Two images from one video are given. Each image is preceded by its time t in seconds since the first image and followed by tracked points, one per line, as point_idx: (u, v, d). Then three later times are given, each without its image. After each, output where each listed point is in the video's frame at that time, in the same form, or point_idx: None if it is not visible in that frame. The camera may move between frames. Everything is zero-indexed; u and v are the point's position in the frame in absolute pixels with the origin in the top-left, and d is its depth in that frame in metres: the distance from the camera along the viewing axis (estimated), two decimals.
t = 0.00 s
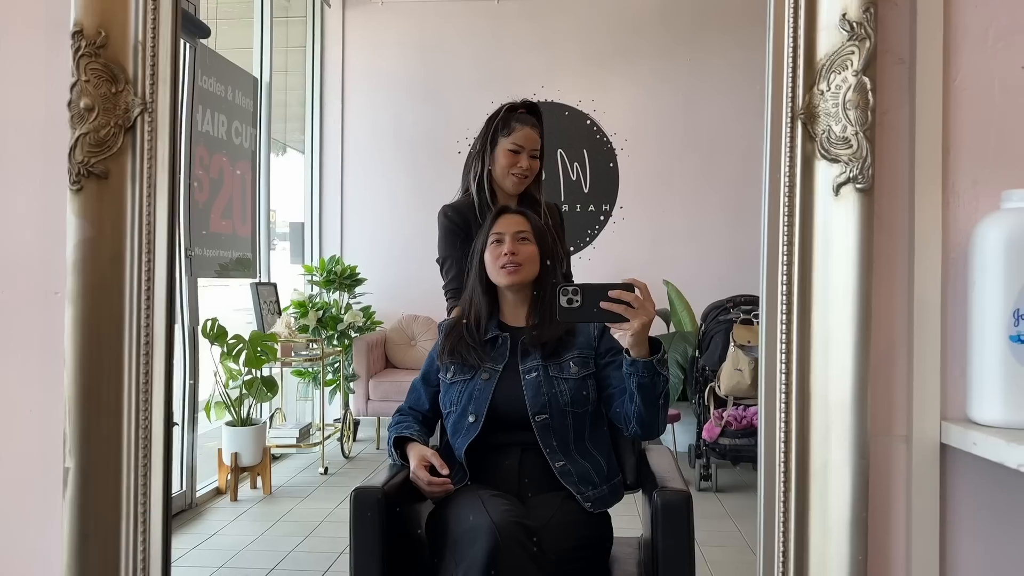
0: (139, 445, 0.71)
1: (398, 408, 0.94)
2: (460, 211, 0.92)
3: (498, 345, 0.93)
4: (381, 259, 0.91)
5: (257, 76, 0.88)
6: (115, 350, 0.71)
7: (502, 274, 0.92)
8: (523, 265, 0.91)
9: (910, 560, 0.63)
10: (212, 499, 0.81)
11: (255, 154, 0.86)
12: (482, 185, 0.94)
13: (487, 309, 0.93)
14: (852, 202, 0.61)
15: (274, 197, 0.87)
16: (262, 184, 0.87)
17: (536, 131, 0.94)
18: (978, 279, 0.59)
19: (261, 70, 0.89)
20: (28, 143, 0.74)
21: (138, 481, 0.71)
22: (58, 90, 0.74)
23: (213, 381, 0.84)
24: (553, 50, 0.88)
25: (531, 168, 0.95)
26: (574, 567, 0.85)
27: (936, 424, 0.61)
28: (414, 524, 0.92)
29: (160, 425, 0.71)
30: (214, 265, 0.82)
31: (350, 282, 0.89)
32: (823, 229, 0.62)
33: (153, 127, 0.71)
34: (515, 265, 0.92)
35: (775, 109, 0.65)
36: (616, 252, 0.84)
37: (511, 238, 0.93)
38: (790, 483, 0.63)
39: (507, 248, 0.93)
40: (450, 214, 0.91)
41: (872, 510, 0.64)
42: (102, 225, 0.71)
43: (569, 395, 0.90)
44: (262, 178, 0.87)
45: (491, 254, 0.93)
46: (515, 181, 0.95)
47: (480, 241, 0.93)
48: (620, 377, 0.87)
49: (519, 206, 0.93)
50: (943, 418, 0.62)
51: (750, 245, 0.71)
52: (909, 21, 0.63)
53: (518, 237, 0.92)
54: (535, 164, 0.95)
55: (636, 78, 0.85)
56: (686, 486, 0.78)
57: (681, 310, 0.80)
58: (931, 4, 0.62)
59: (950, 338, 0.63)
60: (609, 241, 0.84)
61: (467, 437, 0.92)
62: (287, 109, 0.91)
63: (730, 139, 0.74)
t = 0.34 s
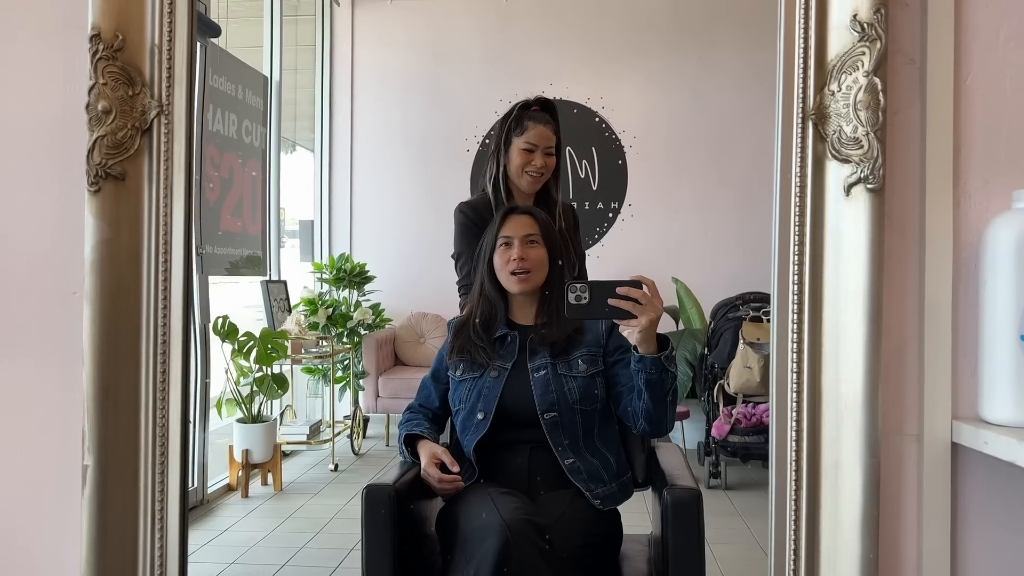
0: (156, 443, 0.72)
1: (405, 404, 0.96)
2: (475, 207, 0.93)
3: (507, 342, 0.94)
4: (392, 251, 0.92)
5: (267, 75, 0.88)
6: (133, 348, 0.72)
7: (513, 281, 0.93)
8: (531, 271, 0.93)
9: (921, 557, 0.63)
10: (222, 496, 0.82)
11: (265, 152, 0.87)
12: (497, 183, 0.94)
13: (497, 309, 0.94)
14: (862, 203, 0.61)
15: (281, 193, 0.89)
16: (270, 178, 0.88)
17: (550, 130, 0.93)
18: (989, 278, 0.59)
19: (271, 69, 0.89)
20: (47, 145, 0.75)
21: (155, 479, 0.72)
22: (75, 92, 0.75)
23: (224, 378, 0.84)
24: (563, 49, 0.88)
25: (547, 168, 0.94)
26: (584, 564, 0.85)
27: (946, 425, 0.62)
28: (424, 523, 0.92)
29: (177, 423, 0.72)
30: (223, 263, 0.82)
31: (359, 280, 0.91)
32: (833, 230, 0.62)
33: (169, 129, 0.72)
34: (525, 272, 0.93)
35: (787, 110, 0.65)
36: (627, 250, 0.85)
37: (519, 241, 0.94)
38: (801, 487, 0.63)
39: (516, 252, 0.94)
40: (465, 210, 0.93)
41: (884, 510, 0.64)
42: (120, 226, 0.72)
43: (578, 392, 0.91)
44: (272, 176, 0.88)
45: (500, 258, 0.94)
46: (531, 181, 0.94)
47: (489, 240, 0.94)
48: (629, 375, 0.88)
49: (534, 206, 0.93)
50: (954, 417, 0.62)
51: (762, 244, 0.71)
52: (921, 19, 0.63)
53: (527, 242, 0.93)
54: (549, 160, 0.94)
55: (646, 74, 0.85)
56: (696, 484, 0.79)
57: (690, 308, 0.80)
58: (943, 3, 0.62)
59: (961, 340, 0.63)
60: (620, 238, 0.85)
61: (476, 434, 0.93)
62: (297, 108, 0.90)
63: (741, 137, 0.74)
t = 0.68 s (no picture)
0: (163, 438, 0.72)
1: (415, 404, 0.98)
2: (485, 202, 0.94)
3: (514, 341, 0.94)
4: (396, 253, 0.94)
5: (275, 74, 0.90)
6: (140, 344, 0.73)
7: (520, 281, 0.93)
8: (540, 270, 0.92)
9: (927, 556, 0.62)
10: (231, 493, 0.82)
11: (273, 151, 0.89)
12: (503, 183, 0.96)
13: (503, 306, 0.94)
14: (867, 200, 0.61)
15: (289, 192, 0.89)
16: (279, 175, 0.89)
17: (541, 124, 0.96)
18: (995, 275, 0.59)
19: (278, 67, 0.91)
20: (55, 142, 0.76)
21: (162, 475, 0.72)
22: (84, 90, 0.76)
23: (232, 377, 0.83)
24: (567, 46, 0.89)
25: (547, 160, 0.96)
26: (588, 562, 0.85)
27: (952, 422, 0.61)
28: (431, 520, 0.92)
29: (184, 419, 0.73)
30: (232, 261, 0.82)
31: (367, 278, 0.94)
32: (839, 227, 0.62)
33: (176, 126, 0.73)
34: (532, 271, 0.92)
35: (791, 106, 0.65)
36: (629, 249, 0.85)
37: (527, 241, 0.93)
38: (806, 479, 0.63)
39: (524, 252, 0.93)
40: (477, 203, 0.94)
41: (889, 507, 0.63)
42: (127, 223, 0.73)
43: (584, 390, 0.91)
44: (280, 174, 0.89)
45: (507, 258, 0.94)
46: (535, 178, 0.96)
47: (495, 239, 0.94)
48: (635, 373, 0.88)
49: (541, 205, 0.93)
50: (960, 414, 0.61)
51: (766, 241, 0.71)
52: (927, 14, 0.63)
53: (534, 242, 0.93)
54: (546, 154, 0.96)
55: (649, 72, 0.85)
56: (702, 482, 0.78)
57: (697, 306, 0.80)
58: None
59: (967, 337, 0.62)
60: (625, 236, 0.85)
61: (483, 432, 0.92)
62: (304, 106, 0.92)
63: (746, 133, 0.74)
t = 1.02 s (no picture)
0: (173, 437, 0.73)
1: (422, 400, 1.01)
2: (483, 200, 0.98)
3: (520, 341, 0.94)
4: (401, 253, 0.98)
5: (281, 74, 0.88)
6: (151, 343, 0.73)
7: (528, 282, 0.93)
8: (547, 272, 0.92)
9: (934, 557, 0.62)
10: (239, 492, 0.81)
11: (281, 152, 0.85)
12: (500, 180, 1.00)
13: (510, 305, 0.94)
14: (875, 200, 0.61)
15: (296, 194, 0.88)
16: (286, 177, 0.87)
17: (532, 120, 0.99)
18: (1004, 275, 0.58)
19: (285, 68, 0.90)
20: (67, 144, 0.77)
21: (172, 474, 0.73)
22: (94, 91, 0.77)
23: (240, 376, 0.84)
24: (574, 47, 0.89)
25: (539, 156, 1.01)
26: (594, 562, 0.85)
27: (960, 422, 0.61)
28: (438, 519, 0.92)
29: (193, 419, 0.73)
30: (238, 261, 0.81)
31: (372, 278, 0.95)
32: (846, 227, 0.62)
33: (186, 128, 0.73)
34: (540, 273, 0.92)
35: (799, 106, 0.65)
36: (635, 248, 0.85)
37: (534, 243, 0.93)
38: (813, 478, 0.63)
39: (531, 254, 0.93)
40: (475, 202, 0.98)
41: (897, 507, 0.63)
42: (137, 223, 0.73)
43: (591, 390, 0.91)
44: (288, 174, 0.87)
45: (514, 260, 0.94)
46: (529, 172, 1.00)
47: (501, 239, 0.95)
48: (641, 373, 0.88)
49: (549, 207, 0.94)
50: (968, 415, 0.61)
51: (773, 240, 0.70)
52: (935, 13, 0.62)
53: (542, 243, 0.93)
54: (538, 148, 1.00)
55: (655, 71, 0.85)
56: (710, 482, 0.78)
57: (703, 305, 0.80)
58: None
59: (975, 337, 0.62)
60: (632, 236, 0.86)
61: (490, 431, 0.92)
62: (312, 107, 0.92)
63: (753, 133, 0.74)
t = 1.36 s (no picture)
0: (181, 439, 0.73)
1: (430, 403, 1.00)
2: (472, 200, 1.01)
3: (526, 342, 0.94)
4: (401, 255, 1.02)
5: (286, 76, 0.87)
6: (159, 345, 0.73)
7: (535, 284, 0.92)
8: (554, 275, 0.91)
9: (944, 561, 0.62)
10: (244, 492, 0.82)
11: (286, 153, 0.86)
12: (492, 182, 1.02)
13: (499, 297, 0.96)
14: (885, 203, 0.60)
15: (301, 195, 0.87)
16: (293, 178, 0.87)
17: (526, 121, 0.99)
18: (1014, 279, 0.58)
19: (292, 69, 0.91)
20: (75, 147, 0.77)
21: (180, 476, 0.73)
22: (103, 94, 0.77)
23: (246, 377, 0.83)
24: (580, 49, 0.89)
25: (533, 157, 1.01)
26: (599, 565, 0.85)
27: (969, 425, 0.61)
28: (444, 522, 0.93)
29: (201, 421, 0.73)
30: (245, 262, 0.81)
31: (378, 279, 1.02)
32: (856, 230, 0.61)
33: (194, 130, 0.73)
34: (548, 275, 0.91)
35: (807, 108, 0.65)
36: (641, 249, 0.85)
37: (542, 246, 0.92)
38: (822, 481, 0.63)
39: (539, 257, 0.92)
40: (464, 201, 1.01)
41: (906, 511, 0.63)
42: (145, 225, 0.73)
43: (597, 392, 0.91)
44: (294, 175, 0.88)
45: (522, 263, 0.93)
46: (522, 174, 1.01)
47: (506, 241, 0.95)
48: (646, 374, 0.89)
49: (557, 209, 0.92)
50: (977, 418, 0.61)
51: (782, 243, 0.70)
52: (945, 15, 0.62)
53: (550, 246, 0.91)
54: (531, 150, 1.01)
55: (663, 74, 0.85)
56: (715, 484, 0.79)
57: (709, 306, 0.81)
58: None
59: (985, 340, 0.62)
60: (636, 239, 0.86)
61: (495, 433, 0.92)
62: (317, 108, 0.92)
63: (761, 135, 0.73)
